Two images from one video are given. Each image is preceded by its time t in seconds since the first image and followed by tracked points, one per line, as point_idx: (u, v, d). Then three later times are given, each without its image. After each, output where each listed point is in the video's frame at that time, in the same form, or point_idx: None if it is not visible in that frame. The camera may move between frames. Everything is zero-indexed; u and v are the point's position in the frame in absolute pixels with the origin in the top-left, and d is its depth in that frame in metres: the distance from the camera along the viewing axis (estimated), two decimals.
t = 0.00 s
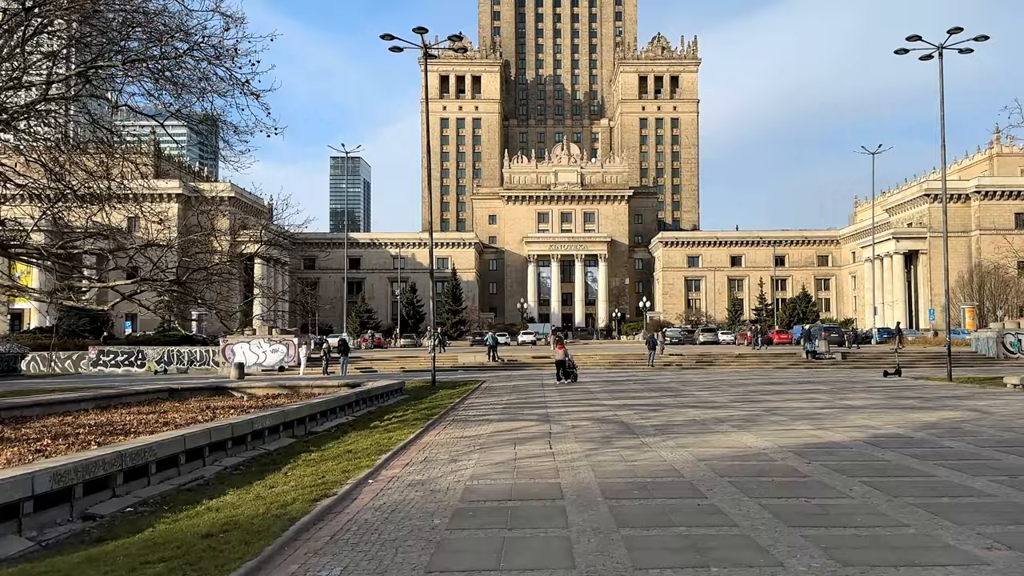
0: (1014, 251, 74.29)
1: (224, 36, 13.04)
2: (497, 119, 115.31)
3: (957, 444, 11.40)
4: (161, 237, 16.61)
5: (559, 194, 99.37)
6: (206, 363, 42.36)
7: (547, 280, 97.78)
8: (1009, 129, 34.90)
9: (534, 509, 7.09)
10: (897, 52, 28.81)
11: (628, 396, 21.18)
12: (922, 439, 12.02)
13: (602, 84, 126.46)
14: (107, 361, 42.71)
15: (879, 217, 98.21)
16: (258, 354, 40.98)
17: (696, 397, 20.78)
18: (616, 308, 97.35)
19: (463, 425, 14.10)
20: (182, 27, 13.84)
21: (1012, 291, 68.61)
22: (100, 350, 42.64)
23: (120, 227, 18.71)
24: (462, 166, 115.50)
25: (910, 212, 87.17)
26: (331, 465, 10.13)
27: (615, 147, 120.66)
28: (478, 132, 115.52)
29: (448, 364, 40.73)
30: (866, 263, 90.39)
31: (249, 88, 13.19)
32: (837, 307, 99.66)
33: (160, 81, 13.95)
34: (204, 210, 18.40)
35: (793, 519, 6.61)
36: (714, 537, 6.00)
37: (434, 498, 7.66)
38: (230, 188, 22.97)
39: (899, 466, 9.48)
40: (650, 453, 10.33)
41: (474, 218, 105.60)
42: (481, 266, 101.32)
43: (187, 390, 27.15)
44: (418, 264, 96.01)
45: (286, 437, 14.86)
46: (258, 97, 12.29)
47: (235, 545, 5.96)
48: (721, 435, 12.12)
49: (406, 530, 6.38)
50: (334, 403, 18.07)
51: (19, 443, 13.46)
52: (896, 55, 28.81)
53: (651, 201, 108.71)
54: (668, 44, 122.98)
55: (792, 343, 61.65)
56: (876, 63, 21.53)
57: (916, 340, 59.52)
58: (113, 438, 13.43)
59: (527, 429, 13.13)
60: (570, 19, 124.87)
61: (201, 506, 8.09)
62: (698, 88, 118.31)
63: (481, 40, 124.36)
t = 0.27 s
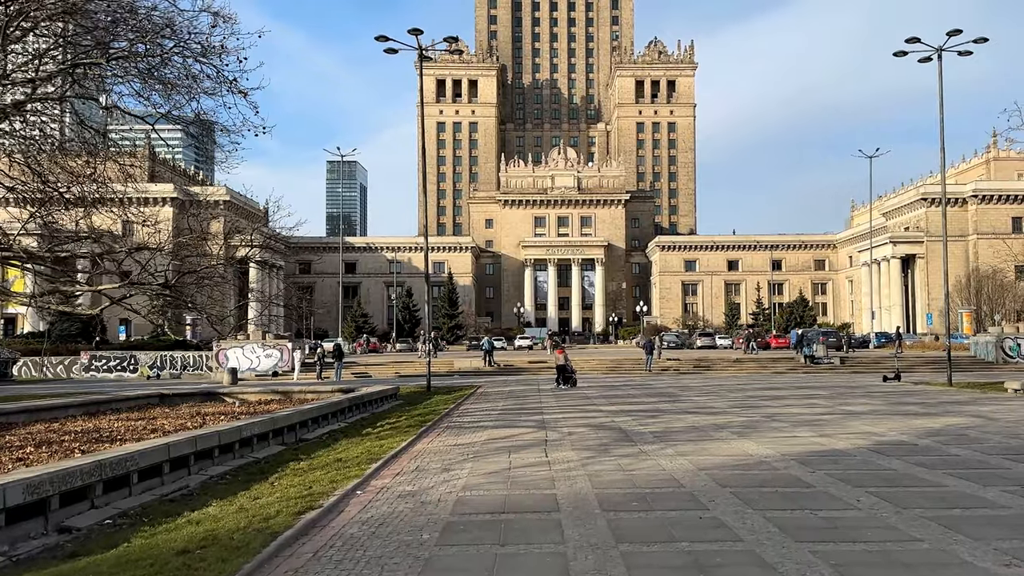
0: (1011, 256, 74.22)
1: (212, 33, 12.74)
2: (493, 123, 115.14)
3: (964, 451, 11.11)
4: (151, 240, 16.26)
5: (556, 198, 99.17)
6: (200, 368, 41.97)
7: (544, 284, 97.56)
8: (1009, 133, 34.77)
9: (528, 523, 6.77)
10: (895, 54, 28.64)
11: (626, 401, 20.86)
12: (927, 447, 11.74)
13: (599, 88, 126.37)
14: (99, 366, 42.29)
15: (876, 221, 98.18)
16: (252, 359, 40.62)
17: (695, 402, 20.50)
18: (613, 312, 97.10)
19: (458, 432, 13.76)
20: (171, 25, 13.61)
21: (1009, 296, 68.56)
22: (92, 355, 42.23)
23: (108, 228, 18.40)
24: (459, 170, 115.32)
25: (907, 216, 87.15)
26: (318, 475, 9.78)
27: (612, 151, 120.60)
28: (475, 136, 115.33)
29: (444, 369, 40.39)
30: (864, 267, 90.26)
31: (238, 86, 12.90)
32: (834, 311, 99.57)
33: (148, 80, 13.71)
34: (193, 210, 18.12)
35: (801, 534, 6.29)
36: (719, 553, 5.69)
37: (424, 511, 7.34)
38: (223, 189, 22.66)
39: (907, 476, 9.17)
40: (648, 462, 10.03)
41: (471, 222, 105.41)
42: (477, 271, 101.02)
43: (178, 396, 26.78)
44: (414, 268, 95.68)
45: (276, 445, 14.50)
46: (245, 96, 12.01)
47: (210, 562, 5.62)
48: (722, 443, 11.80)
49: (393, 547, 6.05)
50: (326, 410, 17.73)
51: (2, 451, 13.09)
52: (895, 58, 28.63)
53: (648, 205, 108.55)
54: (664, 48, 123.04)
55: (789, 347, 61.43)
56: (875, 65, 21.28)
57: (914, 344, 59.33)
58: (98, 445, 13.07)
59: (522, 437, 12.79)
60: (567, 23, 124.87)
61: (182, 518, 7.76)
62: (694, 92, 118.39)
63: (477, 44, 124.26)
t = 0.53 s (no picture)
0: (1010, 260, 74.08)
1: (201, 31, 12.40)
2: (492, 126, 114.92)
3: (971, 459, 10.85)
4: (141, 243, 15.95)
5: (554, 202, 98.96)
6: (195, 371, 41.67)
7: (542, 288, 97.31)
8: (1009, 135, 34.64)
9: (522, 535, 6.47)
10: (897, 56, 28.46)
11: (625, 405, 20.59)
12: (933, 453, 11.46)
13: (598, 91, 126.17)
14: (94, 369, 41.95)
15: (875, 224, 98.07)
16: (248, 363, 40.33)
17: (694, 407, 20.24)
18: (612, 316, 96.78)
19: (452, 438, 13.46)
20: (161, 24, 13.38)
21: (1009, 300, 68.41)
22: (86, 358, 41.91)
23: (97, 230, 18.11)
24: (457, 173, 115.11)
25: (906, 219, 87.04)
26: (306, 484, 9.46)
27: (610, 154, 120.47)
28: (473, 140, 115.05)
29: (441, 373, 40.10)
30: (863, 271, 90.07)
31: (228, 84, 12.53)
32: (833, 314, 99.37)
33: (139, 81, 13.49)
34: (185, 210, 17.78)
35: (808, 547, 6.00)
36: (721, 569, 5.39)
37: (414, 523, 7.03)
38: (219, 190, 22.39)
39: (915, 485, 8.91)
40: (647, 469, 9.74)
41: (469, 225, 105.17)
42: (475, 274, 100.67)
43: (171, 400, 26.47)
44: (412, 271, 95.39)
45: (267, 451, 14.19)
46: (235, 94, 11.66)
47: None
48: (723, 449, 11.56)
49: (379, 562, 5.74)
50: (318, 414, 17.40)
51: None
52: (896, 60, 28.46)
53: (647, 208, 108.33)
54: (663, 51, 123.01)
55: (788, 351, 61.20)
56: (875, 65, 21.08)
57: (913, 348, 59.16)
58: (84, 451, 12.72)
59: (519, 444, 12.49)
60: (565, 27, 124.80)
61: (163, 530, 7.45)
62: (693, 96, 118.41)
63: (476, 48, 124.10)
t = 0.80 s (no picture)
0: (1010, 265, 73.88)
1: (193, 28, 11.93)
2: (491, 131, 114.79)
3: (979, 467, 10.54)
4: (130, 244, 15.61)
5: (553, 206, 98.73)
6: (191, 376, 41.32)
7: (541, 292, 97.09)
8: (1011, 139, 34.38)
9: (514, 549, 6.15)
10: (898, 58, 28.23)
11: (624, 411, 20.28)
12: (940, 462, 11.15)
13: (597, 97, 126.16)
14: (88, 374, 41.59)
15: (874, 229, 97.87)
16: (243, 368, 39.98)
17: (693, 413, 19.91)
18: (610, 321, 96.41)
19: (446, 445, 13.13)
20: (151, 22, 13.08)
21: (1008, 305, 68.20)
22: (81, 363, 41.57)
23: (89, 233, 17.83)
24: (456, 178, 114.93)
25: (906, 224, 86.85)
26: (293, 492, 9.15)
27: (609, 159, 120.32)
28: (473, 144, 114.92)
29: (438, 378, 39.73)
30: (862, 276, 89.77)
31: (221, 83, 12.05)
32: (833, 320, 99.07)
33: (129, 80, 13.19)
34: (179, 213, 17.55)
35: (814, 562, 5.69)
36: None
37: (401, 535, 6.70)
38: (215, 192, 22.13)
39: (923, 494, 8.61)
40: (646, 478, 9.42)
41: (468, 230, 104.95)
42: (474, 279, 100.36)
43: (164, 406, 26.12)
44: (410, 276, 95.10)
45: (256, 457, 13.85)
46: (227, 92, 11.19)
47: None
48: (723, 457, 11.24)
49: None
50: (310, 419, 17.08)
51: None
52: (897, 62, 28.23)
53: (646, 213, 108.13)
54: (662, 56, 122.94)
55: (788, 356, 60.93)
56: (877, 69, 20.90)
57: (913, 353, 58.92)
58: (68, 458, 12.41)
59: (514, 451, 12.16)
60: (564, 32, 124.80)
61: (138, 542, 7.11)
62: (692, 101, 118.39)
63: (475, 53, 124.04)
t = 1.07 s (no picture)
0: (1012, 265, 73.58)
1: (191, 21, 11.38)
2: (491, 130, 114.47)
3: (991, 473, 10.24)
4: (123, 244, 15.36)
5: (553, 206, 98.39)
6: (188, 377, 40.98)
7: (541, 292, 96.82)
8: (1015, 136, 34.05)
9: (512, 563, 5.84)
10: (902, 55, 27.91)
11: (625, 413, 19.97)
12: (951, 466, 10.85)
13: (597, 96, 125.83)
14: (85, 374, 41.25)
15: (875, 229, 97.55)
16: (240, 368, 39.71)
17: (696, 414, 19.61)
18: (611, 321, 96.04)
19: (442, 448, 12.85)
20: (141, 15, 12.73)
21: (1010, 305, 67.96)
22: (78, 363, 41.27)
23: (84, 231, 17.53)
24: (456, 178, 114.59)
25: (907, 224, 86.57)
26: (284, 499, 8.85)
27: (610, 158, 120.00)
28: (473, 144, 114.58)
29: (437, 379, 39.43)
30: (863, 275, 89.36)
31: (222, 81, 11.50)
32: (833, 319, 98.79)
33: (120, 76, 12.83)
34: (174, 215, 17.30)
35: None
36: None
37: (394, 547, 6.38)
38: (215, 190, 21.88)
39: (935, 502, 8.33)
40: (649, 484, 9.13)
41: (468, 229, 104.67)
42: (474, 278, 100.01)
43: (160, 407, 25.81)
44: (410, 275, 94.82)
45: (249, 461, 13.50)
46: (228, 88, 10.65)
47: None
48: (728, 462, 10.94)
49: None
50: (306, 422, 16.80)
51: None
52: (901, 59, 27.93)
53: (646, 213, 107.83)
54: (663, 56, 122.52)
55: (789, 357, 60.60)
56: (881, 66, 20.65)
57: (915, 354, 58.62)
58: (56, 461, 12.11)
59: (513, 455, 11.88)
60: (564, 32, 124.37)
61: (119, 555, 6.82)
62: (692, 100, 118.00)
63: (475, 52, 123.70)
